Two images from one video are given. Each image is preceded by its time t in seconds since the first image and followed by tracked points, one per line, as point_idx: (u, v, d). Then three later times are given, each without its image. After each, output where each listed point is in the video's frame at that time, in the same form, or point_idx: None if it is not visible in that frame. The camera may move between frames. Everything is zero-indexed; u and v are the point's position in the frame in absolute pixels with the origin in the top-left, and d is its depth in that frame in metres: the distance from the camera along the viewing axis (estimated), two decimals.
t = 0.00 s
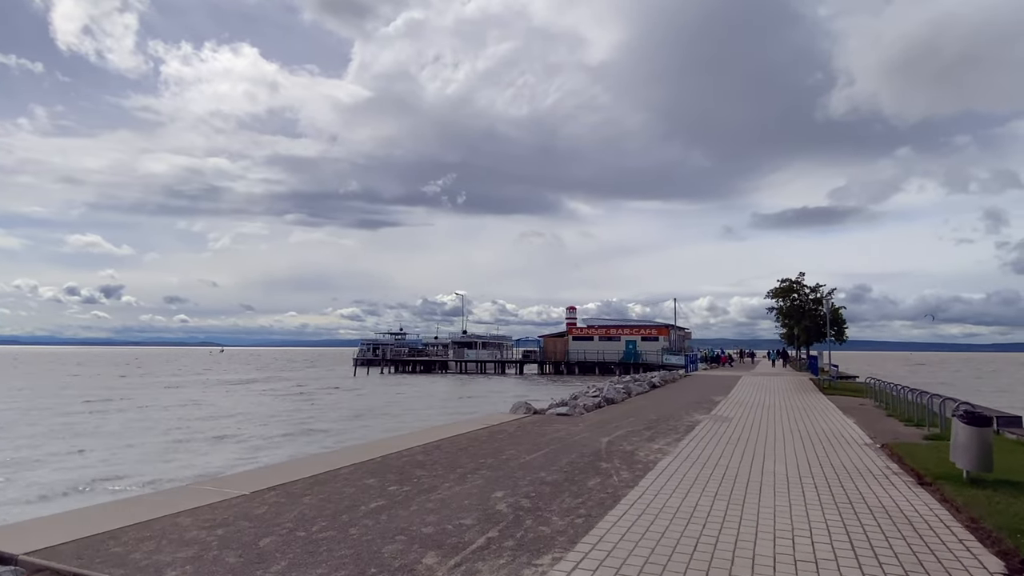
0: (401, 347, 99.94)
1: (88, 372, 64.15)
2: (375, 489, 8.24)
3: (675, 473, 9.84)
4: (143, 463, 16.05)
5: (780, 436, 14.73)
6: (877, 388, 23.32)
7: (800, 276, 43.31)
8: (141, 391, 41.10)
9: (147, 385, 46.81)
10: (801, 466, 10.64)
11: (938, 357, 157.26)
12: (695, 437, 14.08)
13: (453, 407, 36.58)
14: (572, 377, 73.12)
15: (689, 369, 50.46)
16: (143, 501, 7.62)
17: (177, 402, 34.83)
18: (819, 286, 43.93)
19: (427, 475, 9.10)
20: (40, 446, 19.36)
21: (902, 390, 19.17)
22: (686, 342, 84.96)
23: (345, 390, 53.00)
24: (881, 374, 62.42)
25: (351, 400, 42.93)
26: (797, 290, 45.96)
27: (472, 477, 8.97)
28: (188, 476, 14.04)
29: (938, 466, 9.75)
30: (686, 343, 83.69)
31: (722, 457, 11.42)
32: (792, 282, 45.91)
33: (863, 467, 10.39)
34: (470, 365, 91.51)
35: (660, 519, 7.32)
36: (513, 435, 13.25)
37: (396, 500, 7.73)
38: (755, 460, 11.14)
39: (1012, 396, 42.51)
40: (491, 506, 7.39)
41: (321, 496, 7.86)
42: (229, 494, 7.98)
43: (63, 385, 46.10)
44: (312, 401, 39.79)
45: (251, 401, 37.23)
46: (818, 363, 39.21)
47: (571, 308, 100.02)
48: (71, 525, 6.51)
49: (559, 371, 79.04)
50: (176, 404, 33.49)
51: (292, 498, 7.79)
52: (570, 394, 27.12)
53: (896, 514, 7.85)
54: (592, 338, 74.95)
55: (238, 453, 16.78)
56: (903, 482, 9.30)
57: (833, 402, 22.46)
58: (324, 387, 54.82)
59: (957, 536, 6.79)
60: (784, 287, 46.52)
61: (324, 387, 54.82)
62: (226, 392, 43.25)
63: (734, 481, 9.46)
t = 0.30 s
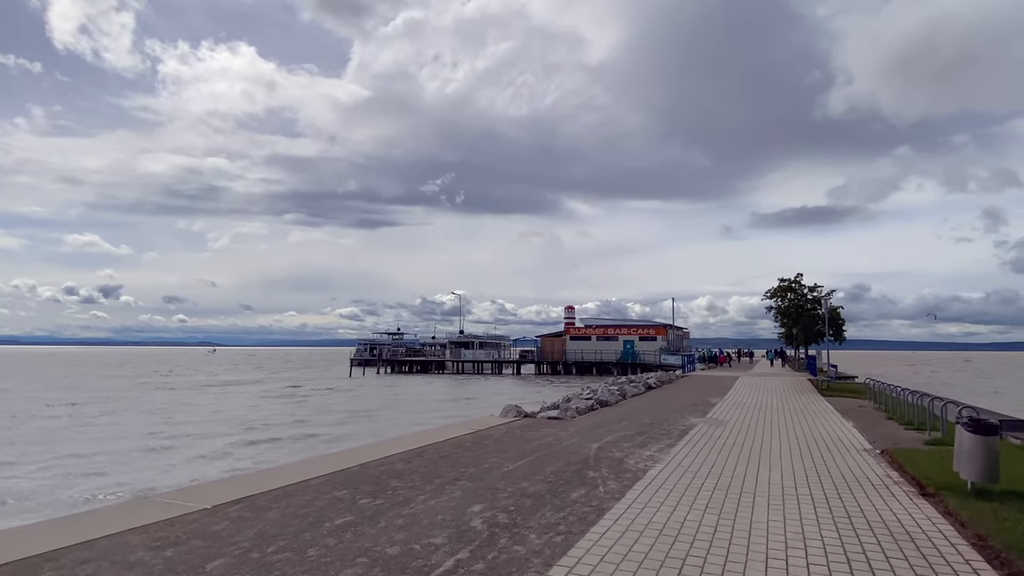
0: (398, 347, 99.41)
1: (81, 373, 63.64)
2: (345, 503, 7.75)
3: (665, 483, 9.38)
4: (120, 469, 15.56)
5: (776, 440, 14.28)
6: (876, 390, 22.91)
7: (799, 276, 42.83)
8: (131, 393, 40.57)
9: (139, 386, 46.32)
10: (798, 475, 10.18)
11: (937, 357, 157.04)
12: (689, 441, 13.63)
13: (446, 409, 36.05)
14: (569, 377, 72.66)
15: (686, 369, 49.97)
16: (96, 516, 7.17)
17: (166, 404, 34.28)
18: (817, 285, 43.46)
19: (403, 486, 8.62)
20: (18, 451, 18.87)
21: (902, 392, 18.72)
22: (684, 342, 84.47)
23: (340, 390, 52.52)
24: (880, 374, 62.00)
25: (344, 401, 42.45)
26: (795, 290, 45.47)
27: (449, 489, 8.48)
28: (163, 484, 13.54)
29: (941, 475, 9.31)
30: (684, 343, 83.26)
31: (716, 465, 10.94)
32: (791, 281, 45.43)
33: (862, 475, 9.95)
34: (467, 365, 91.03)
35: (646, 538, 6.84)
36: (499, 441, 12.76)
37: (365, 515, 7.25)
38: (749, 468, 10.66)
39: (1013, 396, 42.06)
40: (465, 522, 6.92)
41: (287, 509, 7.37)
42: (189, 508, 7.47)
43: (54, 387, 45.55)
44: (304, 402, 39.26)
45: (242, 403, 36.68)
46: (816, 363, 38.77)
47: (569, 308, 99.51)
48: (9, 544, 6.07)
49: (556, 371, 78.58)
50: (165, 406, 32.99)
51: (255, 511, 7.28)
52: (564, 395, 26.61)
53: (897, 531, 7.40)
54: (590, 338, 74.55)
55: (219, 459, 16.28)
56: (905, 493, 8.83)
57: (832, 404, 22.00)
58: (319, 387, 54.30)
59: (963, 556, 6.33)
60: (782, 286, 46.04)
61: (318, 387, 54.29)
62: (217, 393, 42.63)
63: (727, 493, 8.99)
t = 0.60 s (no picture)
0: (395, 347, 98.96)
1: (75, 372, 63.23)
2: (315, 508, 7.33)
3: (658, 487, 8.89)
4: (100, 470, 15.13)
5: (775, 440, 13.78)
6: (877, 390, 22.43)
7: (799, 275, 42.35)
8: (123, 393, 40.15)
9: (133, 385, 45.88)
10: (797, 477, 9.69)
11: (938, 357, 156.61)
12: (684, 442, 13.14)
13: (442, 409, 35.60)
14: (567, 377, 72.17)
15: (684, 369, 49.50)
16: (48, 522, 6.74)
17: (157, 404, 33.84)
18: (817, 285, 42.96)
19: (379, 490, 8.15)
20: None
21: (904, 392, 18.23)
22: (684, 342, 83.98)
23: (336, 390, 52.05)
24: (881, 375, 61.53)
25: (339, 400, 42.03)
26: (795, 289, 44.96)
27: (428, 493, 8.00)
28: (141, 486, 13.11)
29: (949, 478, 8.84)
30: (683, 343, 82.78)
31: (712, 466, 10.46)
32: (791, 281, 44.94)
33: (866, 478, 9.47)
34: (466, 365, 90.56)
35: (635, 546, 6.35)
36: (488, 442, 12.29)
37: (335, 521, 6.79)
38: (747, 470, 10.18)
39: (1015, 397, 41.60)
40: (441, 530, 6.44)
41: (251, 516, 6.98)
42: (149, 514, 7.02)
43: (46, 386, 45.13)
44: (298, 401, 38.83)
45: (234, 402, 36.21)
46: (817, 363, 38.28)
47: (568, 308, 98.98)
48: None
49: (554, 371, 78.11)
50: (156, 406, 32.57)
51: (215, 519, 6.89)
52: (560, 395, 26.14)
53: (905, 539, 6.90)
54: (588, 338, 74.09)
55: (201, 461, 15.84)
56: (910, 498, 8.35)
57: (832, 405, 21.52)
58: (315, 387, 53.87)
59: (977, 568, 5.82)
60: (782, 286, 45.54)
61: (314, 387, 53.87)
62: (211, 393, 42.17)
63: (724, 498, 8.49)
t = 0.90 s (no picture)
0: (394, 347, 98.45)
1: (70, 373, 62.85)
2: (280, 525, 6.81)
3: (653, 500, 8.36)
4: (78, 477, 14.68)
5: (776, 444, 13.26)
6: (881, 392, 21.84)
7: (801, 275, 41.74)
8: (116, 395, 39.66)
9: (127, 387, 45.37)
10: (800, 487, 9.16)
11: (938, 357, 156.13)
12: (681, 448, 12.59)
13: (437, 411, 35.07)
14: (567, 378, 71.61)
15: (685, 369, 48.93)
16: None
17: (149, 406, 33.36)
18: (819, 285, 42.38)
19: (355, 504, 7.64)
20: None
21: (909, 395, 17.67)
22: (684, 342, 83.41)
23: (332, 391, 51.50)
24: (884, 375, 60.94)
25: (334, 402, 41.53)
26: (797, 289, 44.34)
27: (405, 507, 7.48)
28: (117, 496, 12.58)
29: (962, 490, 8.32)
30: (684, 343, 82.21)
31: (710, 475, 9.92)
32: (792, 281, 44.34)
33: (872, 489, 8.95)
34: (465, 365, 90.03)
35: (624, 568, 5.82)
36: (476, 448, 11.77)
37: (299, 541, 6.28)
38: (745, 479, 9.65)
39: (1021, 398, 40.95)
40: (414, 551, 5.92)
41: (209, 534, 6.48)
42: (102, 530, 6.54)
43: (39, 388, 44.74)
44: (293, 403, 38.30)
45: (228, 404, 35.69)
46: (819, 363, 37.68)
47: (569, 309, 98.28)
48: None
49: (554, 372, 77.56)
50: (148, 408, 32.03)
51: (170, 536, 6.40)
52: (557, 397, 25.62)
53: (916, 559, 6.38)
54: (588, 338, 73.54)
55: (183, 468, 15.32)
56: (921, 513, 7.84)
57: (836, 407, 20.96)
58: (311, 389, 53.38)
59: None
60: (783, 285, 44.93)
61: (311, 388, 53.37)
62: (204, 394, 41.64)
63: (720, 511, 7.98)
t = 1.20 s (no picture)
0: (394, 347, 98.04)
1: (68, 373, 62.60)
2: (240, 534, 6.37)
3: (644, 505, 7.86)
4: (56, 480, 14.26)
5: (775, 445, 12.77)
6: (884, 392, 21.35)
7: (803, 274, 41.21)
8: (109, 396, 39.28)
9: (122, 387, 45.00)
10: (800, 491, 8.68)
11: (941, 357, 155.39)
12: (677, 449, 12.11)
13: (434, 412, 34.59)
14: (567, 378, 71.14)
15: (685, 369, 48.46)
16: None
17: (141, 407, 32.96)
18: (821, 283, 41.89)
19: (324, 510, 7.18)
20: None
21: (913, 395, 17.17)
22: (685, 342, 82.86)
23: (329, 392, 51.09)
24: (886, 375, 60.37)
25: (329, 403, 41.08)
26: (799, 288, 43.81)
27: (378, 513, 7.02)
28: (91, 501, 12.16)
29: (972, 495, 7.84)
30: (685, 343, 81.70)
31: (705, 478, 9.43)
32: (794, 279, 43.82)
33: (877, 494, 8.46)
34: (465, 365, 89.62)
35: None
36: (463, 450, 11.30)
37: (258, 550, 5.82)
38: (744, 482, 9.16)
39: None
40: (379, 562, 5.45)
41: (162, 543, 6.03)
42: (48, 538, 6.08)
43: (34, 388, 44.40)
44: (288, 404, 37.88)
45: (222, 405, 35.29)
46: (820, 363, 37.18)
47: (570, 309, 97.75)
48: None
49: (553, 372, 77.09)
50: (140, 409, 31.65)
51: (120, 546, 5.94)
52: (553, 397, 25.16)
53: (925, 569, 5.90)
54: (588, 338, 73.05)
55: (165, 470, 14.91)
56: (929, 520, 7.36)
57: (838, 408, 20.46)
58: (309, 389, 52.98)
59: None
60: (784, 284, 44.42)
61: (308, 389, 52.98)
62: (200, 395, 41.23)
63: (714, 517, 7.48)
